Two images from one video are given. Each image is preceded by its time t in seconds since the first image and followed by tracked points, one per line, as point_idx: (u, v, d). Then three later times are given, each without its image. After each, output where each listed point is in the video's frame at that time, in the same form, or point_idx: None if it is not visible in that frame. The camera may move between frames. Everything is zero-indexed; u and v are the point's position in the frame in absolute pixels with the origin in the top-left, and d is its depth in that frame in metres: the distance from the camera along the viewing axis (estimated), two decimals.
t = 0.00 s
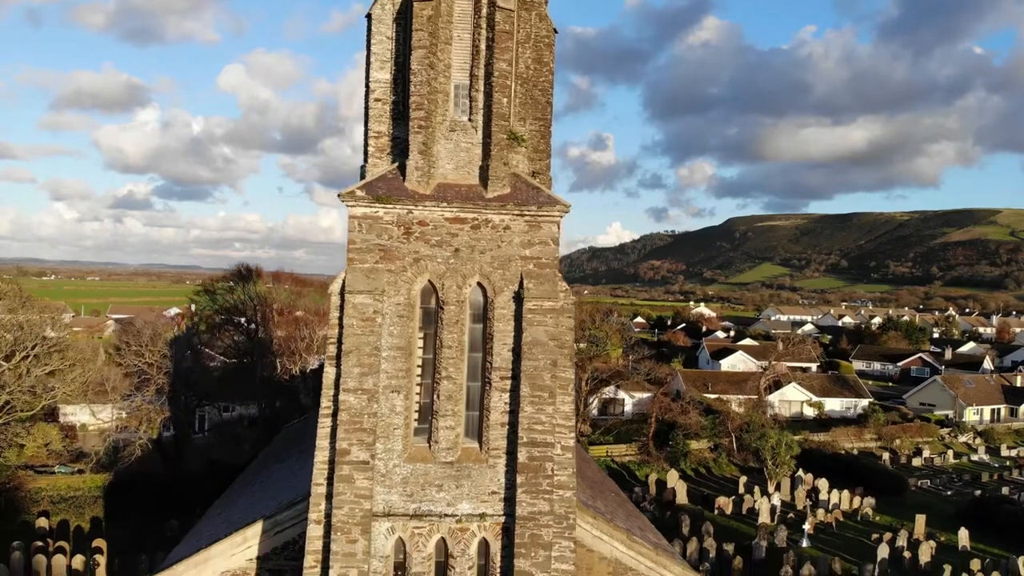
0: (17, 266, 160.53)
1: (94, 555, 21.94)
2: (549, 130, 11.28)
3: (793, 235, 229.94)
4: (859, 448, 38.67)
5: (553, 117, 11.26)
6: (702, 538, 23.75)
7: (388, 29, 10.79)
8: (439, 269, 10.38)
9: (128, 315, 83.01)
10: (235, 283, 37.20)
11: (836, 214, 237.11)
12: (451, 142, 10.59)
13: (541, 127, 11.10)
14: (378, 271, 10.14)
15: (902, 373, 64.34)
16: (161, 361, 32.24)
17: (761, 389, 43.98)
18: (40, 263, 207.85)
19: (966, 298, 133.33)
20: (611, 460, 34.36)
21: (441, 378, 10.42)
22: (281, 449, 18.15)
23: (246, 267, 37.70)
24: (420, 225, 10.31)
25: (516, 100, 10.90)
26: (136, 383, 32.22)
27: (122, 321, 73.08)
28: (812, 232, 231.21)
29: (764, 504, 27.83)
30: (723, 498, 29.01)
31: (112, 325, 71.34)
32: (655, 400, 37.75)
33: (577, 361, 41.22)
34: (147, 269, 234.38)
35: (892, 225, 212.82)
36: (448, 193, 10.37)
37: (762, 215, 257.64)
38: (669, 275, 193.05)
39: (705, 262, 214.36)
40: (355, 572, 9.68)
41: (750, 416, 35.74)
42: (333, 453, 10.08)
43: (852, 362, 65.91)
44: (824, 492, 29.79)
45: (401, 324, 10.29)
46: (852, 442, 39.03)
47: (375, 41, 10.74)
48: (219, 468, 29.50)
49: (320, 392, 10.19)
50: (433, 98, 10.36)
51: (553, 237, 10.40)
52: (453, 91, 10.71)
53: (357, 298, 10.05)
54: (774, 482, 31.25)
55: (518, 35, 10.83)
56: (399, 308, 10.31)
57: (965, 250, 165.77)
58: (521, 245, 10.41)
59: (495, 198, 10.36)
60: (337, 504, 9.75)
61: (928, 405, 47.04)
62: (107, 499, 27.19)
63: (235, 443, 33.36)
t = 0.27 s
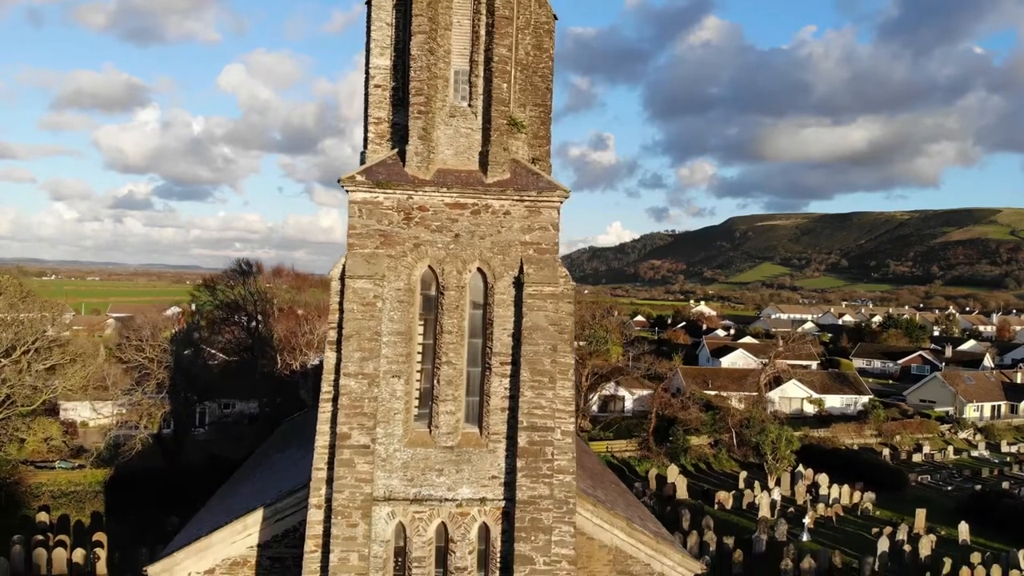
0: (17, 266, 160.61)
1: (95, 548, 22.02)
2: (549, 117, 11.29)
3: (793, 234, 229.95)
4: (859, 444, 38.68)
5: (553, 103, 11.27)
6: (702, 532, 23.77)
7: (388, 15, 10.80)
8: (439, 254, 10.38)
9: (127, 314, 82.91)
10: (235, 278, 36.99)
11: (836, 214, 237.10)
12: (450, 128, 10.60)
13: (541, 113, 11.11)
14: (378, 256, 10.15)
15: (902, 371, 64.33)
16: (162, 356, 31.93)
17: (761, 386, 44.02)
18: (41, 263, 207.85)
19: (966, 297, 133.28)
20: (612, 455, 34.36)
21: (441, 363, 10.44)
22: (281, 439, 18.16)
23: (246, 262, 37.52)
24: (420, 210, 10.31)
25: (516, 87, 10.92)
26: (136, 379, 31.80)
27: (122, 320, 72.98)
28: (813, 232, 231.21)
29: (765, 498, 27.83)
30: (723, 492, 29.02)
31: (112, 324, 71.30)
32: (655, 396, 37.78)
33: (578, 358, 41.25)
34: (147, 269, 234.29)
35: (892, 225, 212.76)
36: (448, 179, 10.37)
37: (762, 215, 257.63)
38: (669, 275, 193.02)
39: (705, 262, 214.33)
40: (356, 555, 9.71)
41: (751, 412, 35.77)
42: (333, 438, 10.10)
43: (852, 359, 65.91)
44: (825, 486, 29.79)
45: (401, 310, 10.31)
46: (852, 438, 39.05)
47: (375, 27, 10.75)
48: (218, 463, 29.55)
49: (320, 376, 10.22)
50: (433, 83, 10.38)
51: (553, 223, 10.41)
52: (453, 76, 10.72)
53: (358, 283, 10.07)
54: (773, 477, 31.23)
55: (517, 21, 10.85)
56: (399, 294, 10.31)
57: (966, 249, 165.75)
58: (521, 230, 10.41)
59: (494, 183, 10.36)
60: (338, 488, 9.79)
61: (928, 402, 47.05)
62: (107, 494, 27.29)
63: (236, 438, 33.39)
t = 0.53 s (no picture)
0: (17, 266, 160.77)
1: (95, 542, 22.00)
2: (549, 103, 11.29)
3: (793, 234, 230.00)
4: (859, 440, 38.69)
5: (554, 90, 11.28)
6: (702, 526, 23.78)
7: (388, 2, 10.81)
8: (440, 240, 10.38)
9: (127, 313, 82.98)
10: (235, 273, 36.30)
11: (836, 214, 237.23)
12: (451, 114, 10.60)
13: (541, 100, 11.12)
14: (379, 242, 10.16)
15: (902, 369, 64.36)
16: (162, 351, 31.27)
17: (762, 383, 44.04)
18: (41, 263, 207.92)
19: (966, 297, 133.32)
20: (612, 451, 34.37)
21: (442, 349, 10.47)
22: (280, 430, 18.18)
23: (246, 258, 36.84)
24: (420, 196, 10.30)
25: (516, 73, 10.94)
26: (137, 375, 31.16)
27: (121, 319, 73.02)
28: (813, 232, 231.25)
29: (765, 494, 27.80)
30: (724, 488, 29.00)
31: (112, 323, 71.37)
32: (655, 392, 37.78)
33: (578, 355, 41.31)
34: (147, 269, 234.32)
35: (893, 225, 212.78)
36: (448, 164, 10.37)
37: (762, 215, 257.68)
38: (669, 275, 193.04)
39: (705, 261, 214.31)
40: (357, 540, 9.75)
41: (751, 408, 35.79)
42: (334, 423, 10.13)
43: (852, 357, 65.92)
44: (825, 482, 29.77)
45: (402, 296, 10.32)
46: (853, 434, 39.06)
47: (376, 14, 10.76)
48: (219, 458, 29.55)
49: (321, 362, 10.25)
50: (433, 69, 10.38)
51: (553, 209, 10.41)
52: (453, 63, 10.72)
53: (358, 269, 10.08)
54: (774, 472, 31.26)
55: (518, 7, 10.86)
56: (400, 280, 10.33)
57: (966, 249, 165.80)
58: (521, 217, 10.41)
59: (494, 169, 10.36)
60: (339, 473, 9.83)
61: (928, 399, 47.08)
62: (108, 489, 27.33)
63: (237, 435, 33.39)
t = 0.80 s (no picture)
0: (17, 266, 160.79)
1: (95, 535, 22.05)
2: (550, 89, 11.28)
3: (793, 234, 229.99)
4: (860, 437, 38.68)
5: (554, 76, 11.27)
6: (703, 520, 23.75)
7: None
8: (440, 226, 10.37)
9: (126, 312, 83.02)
10: (235, 268, 36.25)
11: (836, 214, 237.23)
12: (451, 99, 10.60)
13: (542, 86, 11.13)
14: (380, 227, 10.15)
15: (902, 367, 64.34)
16: (162, 346, 31.99)
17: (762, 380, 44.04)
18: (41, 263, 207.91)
19: (966, 296, 133.29)
20: (612, 447, 34.33)
21: (442, 335, 10.47)
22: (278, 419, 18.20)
23: (246, 253, 36.81)
24: (421, 181, 10.29)
25: (517, 59, 10.94)
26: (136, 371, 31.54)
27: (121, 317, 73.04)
28: (813, 231, 231.25)
29: (766, 489, 27.77)
30: (724, 483, 28.97)
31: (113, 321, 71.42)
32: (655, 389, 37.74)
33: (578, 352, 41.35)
34: (146, 270, 234.25)
35: (893, 225, 212.71)
36: (449, 150, 10.36)
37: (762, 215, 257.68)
38: (669, 274, 193.02)
39: (705, 261, 214.18)
40: (357, 525, 9.75)
41: (751, 405, 35.79)
42: (335, 408, 10.13)
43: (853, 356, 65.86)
44: (826, 477, 29.75)
45: (403, 281, 10.32)
46: (853, 431, 39.05)
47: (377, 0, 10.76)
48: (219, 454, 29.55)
49: (322, 347, 10.24)
50: (433, 55, 10.38)
51: (554, 194, 10.39)
52: (453, 48, 10.72)
53: (359, 254, 10.07)
54: (774, 468, 31.21)
55: None
56: (401, 265, 10.32)
57: (966, 249, 165.78)
58: (521, 202, 10.40)
59: (495, 154, 10.35)
60: (339, 458, 9.84)
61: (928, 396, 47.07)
62: (109, 484, 27.34)
63: (238, 431, 33.39)
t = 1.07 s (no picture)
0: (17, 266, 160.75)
1: (95, 529, 22.07)
2: (551, 75, 11.27)
3: (793, 233, 229.96)
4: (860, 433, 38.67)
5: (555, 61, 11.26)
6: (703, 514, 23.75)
7: None
8: (441, 210, 10.34)
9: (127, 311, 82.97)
10: (235, 264, 36.33)
11: (836, 214, 237.20)
12: (452, 84, 10.59)
13: (543, 72, 11.12)
14: (380, 211, 10.12)
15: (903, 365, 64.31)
16: (163, 341, 31.01)
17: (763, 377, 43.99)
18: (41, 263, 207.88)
19: (966, 296, 133.25)
20: (612, 442, 34.28)
21: (444, 320, 10.46)
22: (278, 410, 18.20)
23: (246, 249, 36.85)
24: (422, 165, 10.27)
25: (518, 44, 10.94)
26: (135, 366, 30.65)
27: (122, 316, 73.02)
28: (813, 231, 231.22)
29: (766, 483, 27.74)
30: (725, 478, 28.94)
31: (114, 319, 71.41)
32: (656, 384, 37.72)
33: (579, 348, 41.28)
34: (146, 270, 234.19)
35: (892, 224, 212.71)
36: (449, 134, 10.34)
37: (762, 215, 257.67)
38: (670, 274, 192.95)
39: (705, 261, 214.10)
40: (358, 508, 9.77)
41: (752, 401, 35.81)
42: (336, 392, 10.14)
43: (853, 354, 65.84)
44: (826, 472, 29.73)
45: (403, 266, 10.30)
46: (854, 427, 39.03)
47: None
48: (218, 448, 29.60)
49: (323, 331, 10.24)
50: (434, 39, 10.37)
51: (555, 178, 10.36)
52: (454, 33, 10.70)
53: (360, 238, 10.04)
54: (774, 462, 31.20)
55: None
56: (402, 250, 10.30)
57: (966, 249, 165.72)
58: (522, 187, 10.37)
59: (496, 138, 10.33)
60: (340, 442, 9.85)
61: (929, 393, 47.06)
62: (108, 479, 27.43)
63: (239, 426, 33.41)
